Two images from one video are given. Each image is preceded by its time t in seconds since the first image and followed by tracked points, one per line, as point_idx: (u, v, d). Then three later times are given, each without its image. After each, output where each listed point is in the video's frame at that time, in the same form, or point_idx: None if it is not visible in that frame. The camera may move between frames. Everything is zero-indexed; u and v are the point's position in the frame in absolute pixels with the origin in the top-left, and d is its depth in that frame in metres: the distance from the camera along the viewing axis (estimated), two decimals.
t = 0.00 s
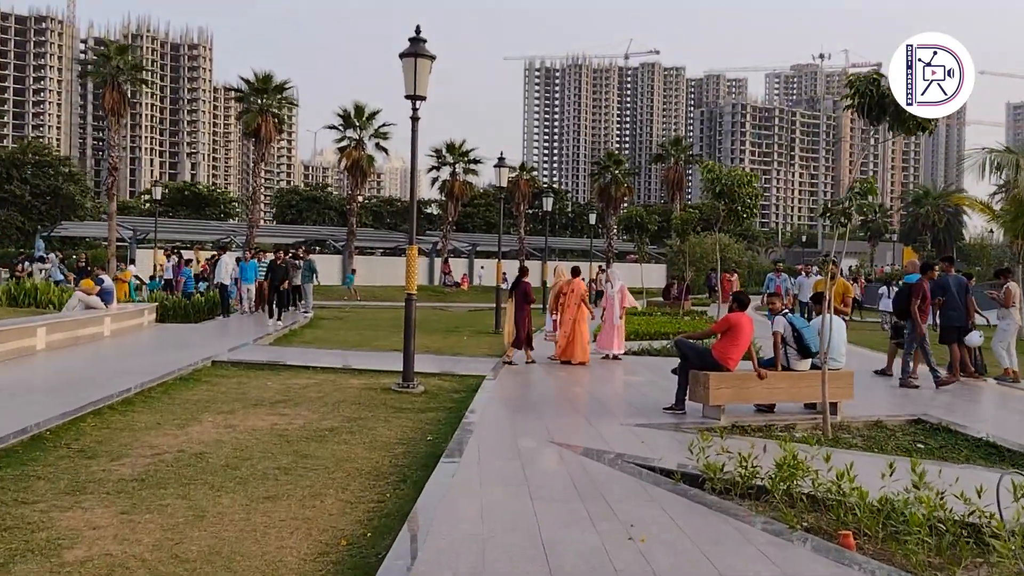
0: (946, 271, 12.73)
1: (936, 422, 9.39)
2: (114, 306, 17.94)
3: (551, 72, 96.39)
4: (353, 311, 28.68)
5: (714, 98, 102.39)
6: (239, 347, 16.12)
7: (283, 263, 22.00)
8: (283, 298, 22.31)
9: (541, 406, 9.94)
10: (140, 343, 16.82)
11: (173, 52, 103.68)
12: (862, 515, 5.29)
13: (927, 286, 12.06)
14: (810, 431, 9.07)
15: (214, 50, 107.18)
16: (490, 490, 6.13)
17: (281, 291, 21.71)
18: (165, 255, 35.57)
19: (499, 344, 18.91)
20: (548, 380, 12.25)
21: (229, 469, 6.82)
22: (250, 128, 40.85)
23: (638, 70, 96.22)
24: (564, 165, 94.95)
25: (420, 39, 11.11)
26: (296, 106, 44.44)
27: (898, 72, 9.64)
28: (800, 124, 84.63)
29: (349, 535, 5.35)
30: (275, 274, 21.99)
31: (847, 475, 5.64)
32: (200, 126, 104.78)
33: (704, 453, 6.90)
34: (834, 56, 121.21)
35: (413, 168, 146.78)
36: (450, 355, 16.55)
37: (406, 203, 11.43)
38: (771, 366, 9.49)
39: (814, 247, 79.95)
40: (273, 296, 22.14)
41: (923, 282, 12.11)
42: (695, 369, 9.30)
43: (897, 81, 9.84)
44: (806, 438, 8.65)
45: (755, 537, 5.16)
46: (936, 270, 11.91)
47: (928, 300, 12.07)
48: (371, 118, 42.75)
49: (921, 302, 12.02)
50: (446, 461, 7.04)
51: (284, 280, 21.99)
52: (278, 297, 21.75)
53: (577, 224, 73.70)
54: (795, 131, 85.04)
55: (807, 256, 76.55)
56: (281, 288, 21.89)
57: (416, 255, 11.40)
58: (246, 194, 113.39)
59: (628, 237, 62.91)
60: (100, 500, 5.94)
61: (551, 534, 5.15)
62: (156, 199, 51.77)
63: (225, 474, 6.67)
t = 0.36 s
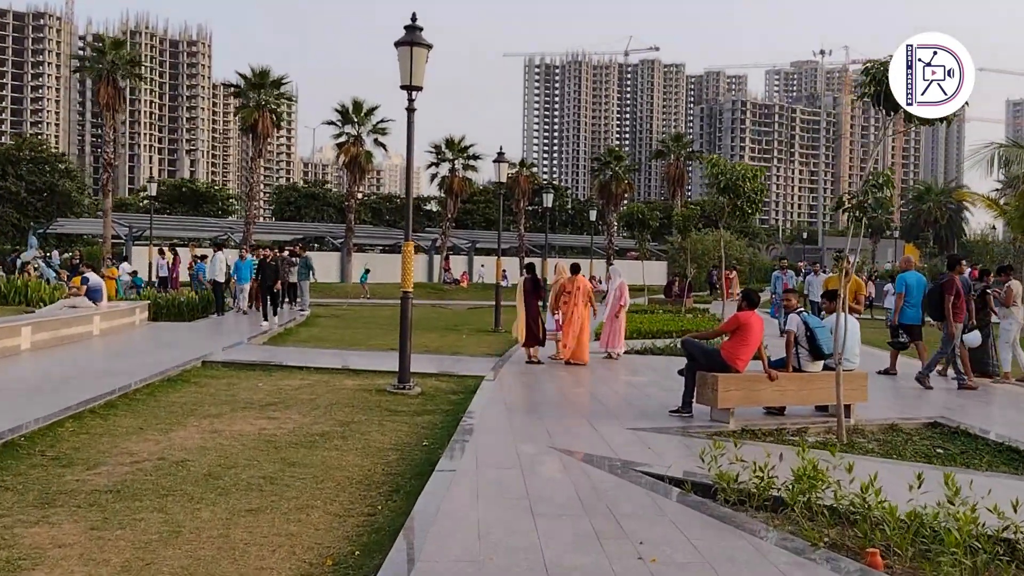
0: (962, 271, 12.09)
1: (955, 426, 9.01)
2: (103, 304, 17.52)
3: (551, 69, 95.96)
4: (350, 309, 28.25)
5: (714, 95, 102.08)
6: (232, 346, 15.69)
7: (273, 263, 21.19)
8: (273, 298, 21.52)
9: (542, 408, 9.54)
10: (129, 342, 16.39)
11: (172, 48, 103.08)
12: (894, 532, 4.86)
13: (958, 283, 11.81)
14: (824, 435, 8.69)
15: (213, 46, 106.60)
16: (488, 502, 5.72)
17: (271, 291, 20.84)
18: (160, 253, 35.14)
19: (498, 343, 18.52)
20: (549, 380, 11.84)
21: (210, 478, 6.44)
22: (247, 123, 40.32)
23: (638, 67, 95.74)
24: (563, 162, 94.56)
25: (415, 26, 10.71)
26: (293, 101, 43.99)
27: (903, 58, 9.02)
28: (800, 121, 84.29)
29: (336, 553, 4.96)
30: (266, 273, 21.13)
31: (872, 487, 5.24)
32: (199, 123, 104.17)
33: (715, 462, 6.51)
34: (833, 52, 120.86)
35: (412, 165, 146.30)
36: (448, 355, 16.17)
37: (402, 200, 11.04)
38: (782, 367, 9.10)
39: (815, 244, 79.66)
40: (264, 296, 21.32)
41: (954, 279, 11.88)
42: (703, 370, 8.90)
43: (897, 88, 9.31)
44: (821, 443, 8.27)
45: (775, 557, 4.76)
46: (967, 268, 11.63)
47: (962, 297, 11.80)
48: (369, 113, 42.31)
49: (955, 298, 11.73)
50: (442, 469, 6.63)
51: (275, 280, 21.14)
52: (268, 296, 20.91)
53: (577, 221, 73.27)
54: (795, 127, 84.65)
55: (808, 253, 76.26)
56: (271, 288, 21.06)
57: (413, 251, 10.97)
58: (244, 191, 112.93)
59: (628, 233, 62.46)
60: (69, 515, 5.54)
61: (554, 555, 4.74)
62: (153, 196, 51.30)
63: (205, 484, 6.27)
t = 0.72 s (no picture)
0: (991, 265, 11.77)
1: (977, 426, 8.61)
2: (94, 298, 17.15)
3: (551, 63, 95.38)
4: (349, 304, 27.86)
5: (715, 89, 101.73)
6: (228, 342, 15.31)
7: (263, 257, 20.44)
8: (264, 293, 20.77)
9: (546, 409, 9.15)
10: (120, 338, 16.00)
11: (172, 42, 102.61)
12: (933, 550, 4.45)
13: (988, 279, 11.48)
14: (841, 436, 8.29)
15: (213, 40, 106.11)
16: (491, 514, 5.31)
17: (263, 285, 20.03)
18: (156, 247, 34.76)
19: (499, 338, 18.12)
20: (554, 378, 11.46)
21: (195, 484, 6.06)
22: (244, 116, 39.92)
23: (639, 61, 95.30)
24: (564, 156, 94.10)
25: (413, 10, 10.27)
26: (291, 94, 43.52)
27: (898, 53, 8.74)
28: (801, 115, 83.93)
29: (325, 570, 4.57)
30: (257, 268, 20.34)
31: (904, 499, 4.82)
32: (199, 117, 103.76)
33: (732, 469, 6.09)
34: (836, 45, 120.34)
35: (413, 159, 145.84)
36: (447, 351, 15.77)
37: (399, 192, 10.63)
38: (797, 365, 8.72)
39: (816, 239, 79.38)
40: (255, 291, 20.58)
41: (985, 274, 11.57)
42: (714, 370, 8.51)
43: (896, 81, 8.75)
44: (839, 446, 7.88)
45: None
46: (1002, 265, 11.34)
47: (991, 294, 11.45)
48: (368, 106, 41.87)
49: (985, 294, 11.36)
50: (440, 476, 6.22)
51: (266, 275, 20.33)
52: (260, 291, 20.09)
53: (578, 215, 72.84)
54: (796, 121, 84.26)
55: (809, 248, 75.95)
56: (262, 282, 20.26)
57: (410, 244, 10.53)
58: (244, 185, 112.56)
59: (630, 228, 62.09)
60: (39, 526, 5.15)
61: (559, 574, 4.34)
62: (150, 190, 50.86)
63: (190, 491, 5.90)
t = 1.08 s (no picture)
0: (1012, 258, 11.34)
1: (996, 426, 8.26)
2: (87, 295, 16.85)
3: (551, 57, 94.77)
4: (348, 300, 27.51)
5: (716, 83, 101.32)
6: (223, 338, 14.97)
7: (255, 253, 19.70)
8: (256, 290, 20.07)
9: (548, 409, 8.79)
10: (111, 335, 15.67)
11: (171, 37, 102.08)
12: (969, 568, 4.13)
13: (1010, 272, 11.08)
14: (856, 437, 7.96)
15: (212, 35, 105.63)
16: (490, 526, 4.97)
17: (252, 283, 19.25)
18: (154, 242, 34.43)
19: (500, 334, 17.77)
20: (556, 376, 11.10)
21: (176, 492, 5.73)
22: (242, 110, 39.56)
23: (639, 55, 94.84)
24: (564, 150, 93.64)
25: None
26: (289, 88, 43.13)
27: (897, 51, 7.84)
28: (802, 109, 83.53)
29: None
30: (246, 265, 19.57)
31: (935, 508, 4.48)
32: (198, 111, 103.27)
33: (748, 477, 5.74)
34: (837, 38, 119.90)
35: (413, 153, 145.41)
36: (446, 347, 15.44)
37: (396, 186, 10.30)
38: (808, 364, 8.39)
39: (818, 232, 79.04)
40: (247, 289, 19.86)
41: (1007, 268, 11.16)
42: (723, 368, 8.16)
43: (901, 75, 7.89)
44: (855, 448, 7.53)
45: None
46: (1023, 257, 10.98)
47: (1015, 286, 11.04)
48: (367, 100, 41.50)
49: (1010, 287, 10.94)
50: (437, 483, 5.87)
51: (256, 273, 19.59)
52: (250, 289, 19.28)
53: (579, 210, 72.43)
54: (797, 115, 83.97)
55: (811, 242, 75.58)
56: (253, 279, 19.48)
57: (407, 237, 10.16)
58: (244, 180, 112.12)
59: (632, 222, 61.72)
60: (6, 539, 4.82)
61: None
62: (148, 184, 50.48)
63: (170, 500, 5.56)
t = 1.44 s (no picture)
0: None
1: (1020, 431, 7.84)
2: (75, 290, 16.42)
3: (552, 50, 94.06)
4: (346, 295, 27.04)
5: (716, 76, 100.80)
6: (215, 335, 14.53)
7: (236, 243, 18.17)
8: (245, 285, 19.27)
9: (550, 411, 8.37)
10: (99, 331, 15.20)
11: (171, 30, 101.45)
12: None
13: None
14: (874, 442, 7.54)
15: (211, 28, 105.07)
16: (483, 549, 4.53)
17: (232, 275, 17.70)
18: (149, 235, 34.00)
19: (499, 331, 17.32)
20: (556, 376, 10.68)
21: (148, 508, 5.31)
22: (239, 102, 39.03)
23: (640, 49, 94.37)
24: (564, 144, 93.07)
25: None
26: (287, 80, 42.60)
27: (896, 50, 7.26)
28: (803, 102, 83.20)
29: None
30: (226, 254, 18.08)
31: (973, 531, 4.05)
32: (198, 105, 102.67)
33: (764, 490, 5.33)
34: (837, 32, 119.44)
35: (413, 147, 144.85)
36: (443, 344, 14.99)
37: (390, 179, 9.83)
38: (823, 364, 7.96)
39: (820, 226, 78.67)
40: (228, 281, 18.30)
41: None
42: (734, 368, 7.70)
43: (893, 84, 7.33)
44: (874, 454, 7.09)
45: None
46: None
47: None
48: (366, 91, 40.99)
49: None
50: (429, 495, 5.45)
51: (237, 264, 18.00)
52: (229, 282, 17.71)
53: (580, 203, 71.99)
54: (798, 109, 83.64)
55: (814, 236, 75.16)
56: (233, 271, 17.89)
57: (401, 231, 9.69)
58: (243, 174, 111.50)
59: (634, 216, 61.28)
60: None
61: None
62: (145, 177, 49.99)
63: (140, 517, 5.13)
